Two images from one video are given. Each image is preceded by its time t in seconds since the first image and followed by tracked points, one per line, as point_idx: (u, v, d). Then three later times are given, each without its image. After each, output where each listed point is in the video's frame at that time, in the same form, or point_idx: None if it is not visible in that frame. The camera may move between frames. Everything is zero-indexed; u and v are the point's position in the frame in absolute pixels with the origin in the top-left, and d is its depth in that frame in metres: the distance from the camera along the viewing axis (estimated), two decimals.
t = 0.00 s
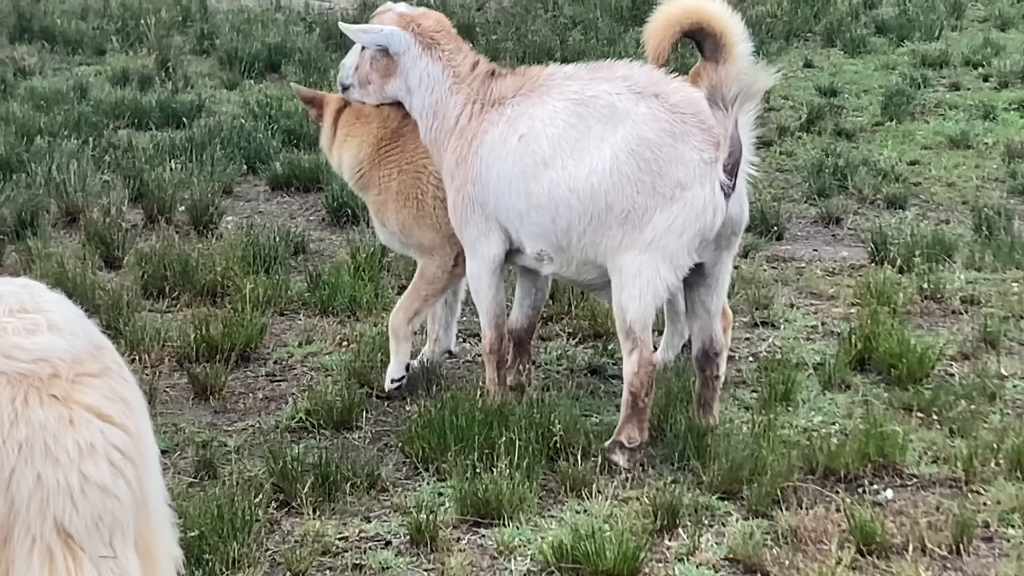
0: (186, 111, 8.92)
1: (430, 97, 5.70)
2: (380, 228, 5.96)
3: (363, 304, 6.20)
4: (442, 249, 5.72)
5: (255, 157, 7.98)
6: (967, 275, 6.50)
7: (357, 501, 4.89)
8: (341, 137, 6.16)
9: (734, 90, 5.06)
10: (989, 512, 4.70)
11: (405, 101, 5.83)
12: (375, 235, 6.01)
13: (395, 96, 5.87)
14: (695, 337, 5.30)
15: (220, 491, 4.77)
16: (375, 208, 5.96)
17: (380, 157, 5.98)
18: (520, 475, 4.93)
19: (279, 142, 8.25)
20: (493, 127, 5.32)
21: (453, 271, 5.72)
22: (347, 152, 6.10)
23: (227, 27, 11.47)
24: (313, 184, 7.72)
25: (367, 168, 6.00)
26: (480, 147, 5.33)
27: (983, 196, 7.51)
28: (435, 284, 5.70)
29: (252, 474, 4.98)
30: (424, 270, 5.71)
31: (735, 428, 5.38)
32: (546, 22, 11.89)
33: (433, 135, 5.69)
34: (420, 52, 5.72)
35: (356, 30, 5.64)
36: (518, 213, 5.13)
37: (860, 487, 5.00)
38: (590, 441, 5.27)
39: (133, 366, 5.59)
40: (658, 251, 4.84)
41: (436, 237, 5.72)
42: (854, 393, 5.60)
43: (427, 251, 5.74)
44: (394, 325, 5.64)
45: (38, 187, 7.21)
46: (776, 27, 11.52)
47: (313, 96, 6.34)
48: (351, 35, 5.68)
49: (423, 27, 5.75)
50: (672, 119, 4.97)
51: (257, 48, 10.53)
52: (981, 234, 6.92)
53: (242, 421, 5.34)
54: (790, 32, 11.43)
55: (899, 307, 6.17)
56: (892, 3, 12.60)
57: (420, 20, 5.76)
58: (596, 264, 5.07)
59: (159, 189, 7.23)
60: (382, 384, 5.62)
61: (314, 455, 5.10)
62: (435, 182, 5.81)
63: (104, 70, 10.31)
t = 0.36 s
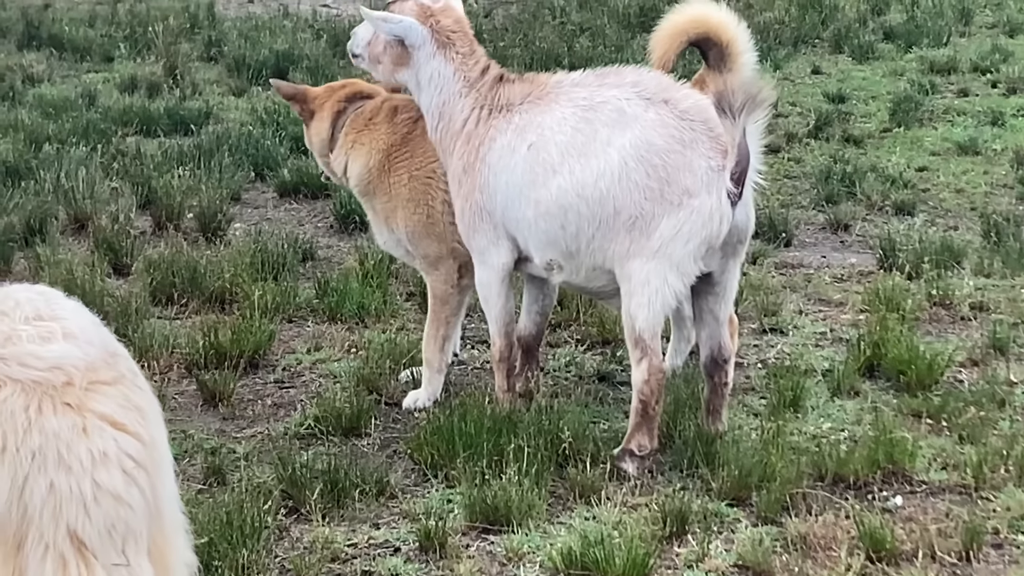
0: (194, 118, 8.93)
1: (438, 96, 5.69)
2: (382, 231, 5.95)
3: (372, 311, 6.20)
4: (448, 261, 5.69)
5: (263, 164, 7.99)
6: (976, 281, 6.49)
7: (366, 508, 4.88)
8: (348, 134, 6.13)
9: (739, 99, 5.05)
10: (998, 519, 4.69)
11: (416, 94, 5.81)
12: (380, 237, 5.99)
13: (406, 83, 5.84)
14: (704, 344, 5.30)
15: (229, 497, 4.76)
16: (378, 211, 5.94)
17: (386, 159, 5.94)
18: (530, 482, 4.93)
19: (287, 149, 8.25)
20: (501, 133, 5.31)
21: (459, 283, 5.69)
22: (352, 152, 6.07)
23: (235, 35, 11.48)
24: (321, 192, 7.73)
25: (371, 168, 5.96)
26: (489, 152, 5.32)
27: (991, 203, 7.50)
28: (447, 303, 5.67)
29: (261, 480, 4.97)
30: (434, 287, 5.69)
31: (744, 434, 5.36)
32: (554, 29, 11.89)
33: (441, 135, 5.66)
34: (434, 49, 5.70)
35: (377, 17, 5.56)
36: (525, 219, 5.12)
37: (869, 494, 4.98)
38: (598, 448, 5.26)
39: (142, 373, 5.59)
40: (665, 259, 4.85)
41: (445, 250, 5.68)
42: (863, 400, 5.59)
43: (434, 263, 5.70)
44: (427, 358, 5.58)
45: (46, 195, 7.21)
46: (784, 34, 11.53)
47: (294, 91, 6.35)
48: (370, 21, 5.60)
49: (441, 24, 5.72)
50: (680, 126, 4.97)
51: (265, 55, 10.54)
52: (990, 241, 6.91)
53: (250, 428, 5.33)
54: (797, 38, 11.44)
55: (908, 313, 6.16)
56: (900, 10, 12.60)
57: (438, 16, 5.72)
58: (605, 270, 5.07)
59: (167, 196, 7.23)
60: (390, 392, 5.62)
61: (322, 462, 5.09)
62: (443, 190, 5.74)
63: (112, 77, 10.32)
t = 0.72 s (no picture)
0: (202, 132, 8.95)
1: (449, 109, 5.70)
2: (388, 243, 5.95)
3: (380, 324, 6.20)
4: (456, 275, 5.71)
5: (271, 178, 8.00)
6: (985, 294, 6.49)
7: (376, 521, 4.87)
8: (352, 144, 6.10)
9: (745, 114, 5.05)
10: (1009, 532, 4.67)
11: (425, 109, 5.83)
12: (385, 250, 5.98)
13: (416, 102, 5.86)
14: (714, 358, 5.31)
15: (239, 511, 4.75)
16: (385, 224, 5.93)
17: (390, 173, 5.91)
18: (539, 496, 4.91)
19: (295, 163, 8.26)
20: (512, 147, 5.32)
21: (466, 297, 5.71)
22: (355, 164, 6.03)
23: (243, 49, 11.50)
24: (329, 206, 7.74)
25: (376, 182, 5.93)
26: (499, 167, 5.34)
27: (999, 216, 7.51)
28: (456, 319, 5.69)
29: (270, 494, 4.96)
30: (443, 302, 5.71)
31: (754, 448, 5.36)
32: (561, 43, 11.91)
33: (452, 150, 5.68)
34: (441, 64, 5.72)
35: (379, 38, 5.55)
36: (536, 233, 5.14)
37: (879, 507, 4.97)
38: (607, 462, 5.25)
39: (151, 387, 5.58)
40: (670, 274, 4.83)
41: (453, 264, 5.69)
42: (873, 413, 5.59)
43: (443, 277, 5.72)
44: (442, 373, 5.59)
45: (55, 209, 7.22)
46: (791, 47, 11.54)
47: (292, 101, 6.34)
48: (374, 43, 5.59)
49: (446, 38, 5.74)
50: (687, 141, 4.96)
51: (273, 69, 10.55)
52: (999, 254, 6.91)
53: (260, 441, 5.32)
54: (805, 51, 11.45)
55: (918, 326, 6.15)
56: (907, 23, 12.61)
57: (443, 31, 5.75)
58: (613, 284, 5.08)
59: (176, 210, 7.24)
60: (399, 405, 5.61)
61: (332, 476, 5.08)
62: (451, 203, 5.73)
63: (120, 91, 10.33)
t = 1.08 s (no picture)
0: (207, 155, 8.96)
1: (452, 134, 5.70)
2: (386, 264, 5.85)
3: (384, 348, 6.20)
4: (450, 296, 5.61)
5: (276, 201, 8.01)
6: (988, 316, 6.50)
7: (379, 545, 4.85)
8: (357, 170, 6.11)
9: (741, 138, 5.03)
10: (1012, 556, 4.67)
11: (431, 137, 5.82)
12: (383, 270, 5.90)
13: (422, 132, 5.87)
14: (716, 382, 5.28)
15: (243, 536, 4.73)
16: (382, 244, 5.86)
17: (389, 194, 5.88)
18: (543, 520, 4.90)
19: (299, 186, 8.27)
20: (515, 171, 5.30)
21: (461, 319, 5.62)
22: (358, 186, 6.03)
23: (247, 71, 11.51)
24: (334, 228, 7.74)
25: (375, 203, 5.90)
26: (501, 191, 5.32)
27: (1002, 237, 7.53)
28: (453, 340, 5.61)
29: (274, 519, 4.95)
30: (438, 323, 5.63)
31: (757, 471, 5.36)
32: (565, 64, 11.92)
33: (455, 174, 5.66)
34: (442, 90, 5.72)
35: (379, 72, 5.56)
36: (537, 257, 5.13)
37: (882, 531, 4.97)
38: (611, 486, 5.24)
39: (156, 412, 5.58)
40: (668, 298, 4.82)
41: (446, 286, 5.59)
42: (875, 437, 5.59)
43: (436, 298, 5.62)
44: (442, 397, 5.58)
45: (60, 232, 7.22)
46: (795, 68, 11.56)
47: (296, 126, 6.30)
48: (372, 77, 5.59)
49: (445, 65, 5.74)
50: (686, 166, 4.96)
51: (277, 91, 10.57)
52: (1001, 276, 6.93)
53: (264, 466, 5.32)
54: (808, 72, 11.47)
55: (920, 349, 6.17)
56: (910, 43, 12.64)
57: (442, 58, 5.75)
58: (614, 307, 5.06)
59: (180, 233, 7.25)
60: (403, 429, 5.62)
61: (335, 500, 5.07)
62: (447, 225, 5.64)
63: (125, 114, 10.34)
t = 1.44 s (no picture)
0: (206, 174, 8.96)
1: (450, 153, 5.69)
2: (385, 282, 5.85)
3: (384, 367, 6.20)
4: (449, 315, 5.59)
5: (276, 220, 8.01)
6: (989, 334, 6.49)
7: (379, 566, 4.80)
8: (357, 188, 6.11)
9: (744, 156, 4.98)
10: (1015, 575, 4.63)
11: (429, 155, 5.81)
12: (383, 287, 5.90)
13: (421, 150, 5.86)
14: (717, 401, 5.23)
15: (242, 556, 4.69)
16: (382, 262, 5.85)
17: (388, 212, 5.87)
18: (543, 540, 4.85)
19: (299, 205, 8.27)
20: (515, 190, 5.28)
21: (461, 337, 5.60)
22: (358, 204, 6.03)
23: (247, 90, 11.51)
24: (333, 247, 7.74)
25: (375, 221, 5.90)
26: (503, 209, 5.29)
27: (1004, 255, 7.52)
28: (452, 359, 5.59)
29: (273, 540, 4.91)
30: (437, 342, 5.61)
31: (758, 489, 5.33)
32: (565, 82, 11.91)
33: (454, 193, 5.64)
34: (441, 108, 5.71)
35: (378, 90, 5.55)
36: (540, 276, 5.08)
37: (883, 550, 4.93)
38: (611, 505, 5.21)
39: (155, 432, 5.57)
40: (671, 315, 4.77)
41: (445, 305, 5.57)
42: (877, 455, 5.57)
43: (435, 316, 5.61)
44: (443, 416, 5.57)
45: (59, 252, 7.22)
46: (795, 86, 11.55)
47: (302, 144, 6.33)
48: (372, 95, 5.58)
49: (444, 84, 5.73)
50: (688, 183, 4.92)
51: (277, 110, 10.56)
52: (1003, 293, 6.92)
53: (263, 486, 5.31)
54: (809, 90, 11.46)
55: (922, 366, 6.15)
56: (910, 60, 12.63)
57: (441, 76, 5.74)
58: (617, 324, 5.01)
59: (180, 252, 7.25)
60: (403, 448, 5.60)
61: (335, 521, 5.02)
62: (447, 244, 5.63)
63: (124, 133, 10.34)
